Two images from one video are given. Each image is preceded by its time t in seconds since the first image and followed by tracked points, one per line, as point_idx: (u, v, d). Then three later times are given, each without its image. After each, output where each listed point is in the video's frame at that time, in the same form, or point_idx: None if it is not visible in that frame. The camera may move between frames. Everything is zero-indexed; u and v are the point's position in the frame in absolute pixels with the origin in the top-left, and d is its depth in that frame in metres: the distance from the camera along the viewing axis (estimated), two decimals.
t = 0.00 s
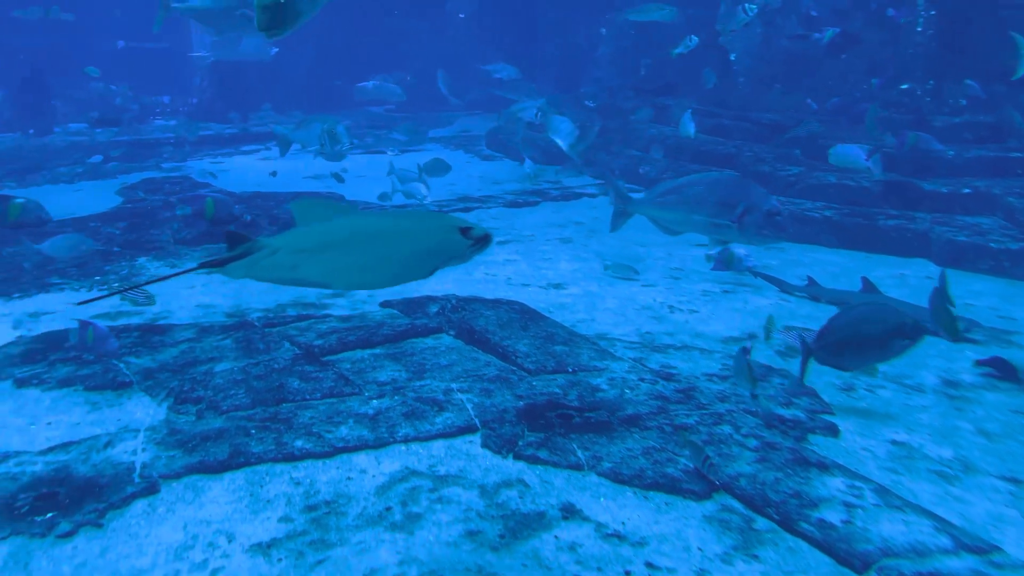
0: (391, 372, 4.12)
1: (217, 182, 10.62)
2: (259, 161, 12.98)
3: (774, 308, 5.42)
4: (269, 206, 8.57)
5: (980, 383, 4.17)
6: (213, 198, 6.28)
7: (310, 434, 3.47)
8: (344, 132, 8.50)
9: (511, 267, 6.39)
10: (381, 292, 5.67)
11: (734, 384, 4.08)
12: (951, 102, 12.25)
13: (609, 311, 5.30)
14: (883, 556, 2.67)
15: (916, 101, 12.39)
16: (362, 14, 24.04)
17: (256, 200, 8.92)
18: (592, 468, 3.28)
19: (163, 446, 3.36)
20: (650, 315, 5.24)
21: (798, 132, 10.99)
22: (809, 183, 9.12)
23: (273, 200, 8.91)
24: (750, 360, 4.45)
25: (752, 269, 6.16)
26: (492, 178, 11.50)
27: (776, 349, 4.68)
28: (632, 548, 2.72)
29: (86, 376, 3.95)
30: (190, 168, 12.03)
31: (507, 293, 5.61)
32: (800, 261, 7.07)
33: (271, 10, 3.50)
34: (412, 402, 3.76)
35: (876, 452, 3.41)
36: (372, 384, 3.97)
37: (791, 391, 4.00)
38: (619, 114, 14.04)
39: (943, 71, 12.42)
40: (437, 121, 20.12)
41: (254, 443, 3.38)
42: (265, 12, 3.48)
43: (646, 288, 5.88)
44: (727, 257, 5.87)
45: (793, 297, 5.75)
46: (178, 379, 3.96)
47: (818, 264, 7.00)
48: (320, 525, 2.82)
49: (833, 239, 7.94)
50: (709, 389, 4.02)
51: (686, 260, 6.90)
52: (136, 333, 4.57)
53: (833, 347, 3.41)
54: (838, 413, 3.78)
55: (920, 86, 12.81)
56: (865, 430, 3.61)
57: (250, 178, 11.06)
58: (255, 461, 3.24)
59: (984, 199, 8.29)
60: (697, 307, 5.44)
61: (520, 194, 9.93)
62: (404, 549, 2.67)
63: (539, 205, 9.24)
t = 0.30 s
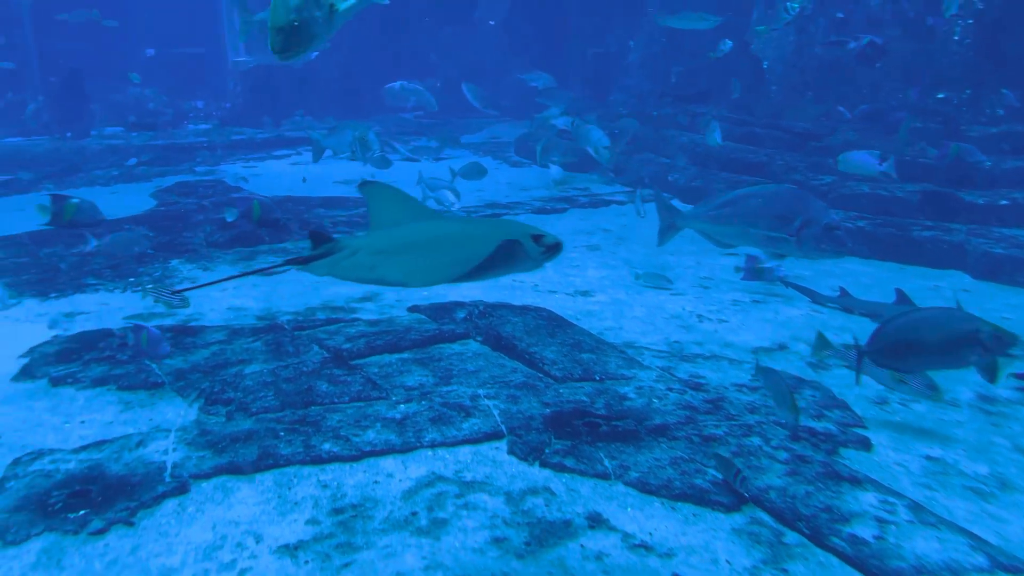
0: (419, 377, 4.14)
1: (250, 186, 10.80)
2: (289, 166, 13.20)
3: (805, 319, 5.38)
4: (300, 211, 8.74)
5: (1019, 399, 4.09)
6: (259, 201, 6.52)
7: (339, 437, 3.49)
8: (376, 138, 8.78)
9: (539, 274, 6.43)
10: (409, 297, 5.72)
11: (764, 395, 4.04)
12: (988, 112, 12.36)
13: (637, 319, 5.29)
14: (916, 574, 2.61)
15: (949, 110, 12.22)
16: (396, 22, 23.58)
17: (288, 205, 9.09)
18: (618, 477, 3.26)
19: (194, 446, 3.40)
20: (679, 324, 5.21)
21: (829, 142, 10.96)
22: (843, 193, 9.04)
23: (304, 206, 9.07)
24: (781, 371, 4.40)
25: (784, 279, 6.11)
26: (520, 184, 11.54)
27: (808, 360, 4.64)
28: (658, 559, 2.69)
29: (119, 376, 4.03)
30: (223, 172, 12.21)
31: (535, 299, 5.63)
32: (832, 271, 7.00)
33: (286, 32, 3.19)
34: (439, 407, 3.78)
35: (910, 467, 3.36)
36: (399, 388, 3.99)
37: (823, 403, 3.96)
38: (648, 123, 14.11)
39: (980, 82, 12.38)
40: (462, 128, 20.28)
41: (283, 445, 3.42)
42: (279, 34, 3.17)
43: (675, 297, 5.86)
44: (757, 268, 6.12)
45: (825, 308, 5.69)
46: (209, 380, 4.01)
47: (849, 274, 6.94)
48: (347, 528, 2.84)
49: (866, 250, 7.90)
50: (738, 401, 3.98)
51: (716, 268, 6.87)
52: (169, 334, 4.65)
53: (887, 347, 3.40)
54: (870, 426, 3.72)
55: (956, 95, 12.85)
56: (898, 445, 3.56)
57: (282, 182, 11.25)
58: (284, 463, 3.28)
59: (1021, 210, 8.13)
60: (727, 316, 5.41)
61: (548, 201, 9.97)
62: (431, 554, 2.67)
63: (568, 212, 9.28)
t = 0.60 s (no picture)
0: (447, 385, 4.16)
1: (282, 192, 11.01)
2: (319, 173, 13.43)
3: (838, 332, 5.33)
4: (331, 218, 8.89)
5: None
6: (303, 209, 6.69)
7: (367, 443, 3.52)
8: (408, 149, 9.03)
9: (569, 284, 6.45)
10: (438, 305, 5.77)
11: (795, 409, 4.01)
12: None
13: (666, 331, 5.27)
14: None
15: (987, 121, 11.98)
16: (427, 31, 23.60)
17: (321, 212, 9.25)
18: (647, 490, 3.23)
19: (225, 450, 3.45)
20: (708, 336, 5.18)
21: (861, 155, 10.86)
22: (878, 205, 8.92)
23: (335, 213, 9.23)
24: (814, 385, 4.35)
25: (816, 292, 6.05)
26: (549, 195, 11.57)
27: (841, 374, 4.58)
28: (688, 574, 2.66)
29: (152, 379, 4.11)
30: (256, 179, 12.42)
31: (563, 309, 5.65)
32: (866, 284, 6.92)
33: (300, 58, 3.19)
34: (467, 416, 3.79)
35: (946, 486, 3.29)
36: (427, 396, 4.01)
37: (856, 418, 3.91)
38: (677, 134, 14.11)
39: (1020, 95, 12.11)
40: (488, 138, 20.41)
41: (312, 450, 3.45)
42: (294, 60, 3.18)
43: (705, 309, 5.84)
44: (787, 279, 6.14)
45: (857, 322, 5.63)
46: (240, 385, 4.07)
47: (884, 288, 6.85)
48: (375, 535, 2.85)
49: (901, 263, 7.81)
50: (769, 415, 3.94)
51: (748, 280, 6.84)
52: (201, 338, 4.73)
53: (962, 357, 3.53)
54: (905, 444, 3.66)
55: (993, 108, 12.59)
56: (934, 463, 3.49)
57: (314, 190, 11.43)
58: (313, 469, 3.30)
59: None
60: (758, 329, 5.37)
61: (577, 210, 10.01)
62: (458, 563, 2.68)
63: (596, 221, 9.30)
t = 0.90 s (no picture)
0: (478, 400, 4.17)
1: (318, 206, 11.22)
2: (354, 187, 13.68)
3: (876, 354, 5.25)
4: (367, 232, 9.05)
5: None
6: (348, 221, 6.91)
7: (399, 457, 3.53)
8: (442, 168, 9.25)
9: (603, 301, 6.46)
10: (471, 319, 5.81)
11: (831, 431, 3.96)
12: None
13: (699, 349, 5.25)
14: None
15: None
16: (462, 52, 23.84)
17: (358, 225, 9.40)
18: (680, 511, 3.19)
19: (260, 460, 3.49)
20: (743, 355, 5.15)
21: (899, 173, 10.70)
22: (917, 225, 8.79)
23: (372, 227, 9.37)
24: (851, 408, 4.29)
25: (854, 312, 5.98)
26: (582, 211, 11.59)
27: (880, 397, 4.51)
28: None
29: (190, 389, 4.18)
30: (292, 193, 12.69)
31: (596, 326, 5.67)
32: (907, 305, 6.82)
33: (315, 95, 2.96)
34: (499, 432, 3.80)
35: (991, 515, 3.20)
36: (459, 411, 4.03)
37: (896, 442, 3.84)
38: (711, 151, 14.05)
39: None
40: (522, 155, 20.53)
41: (345, 463, 3.47)
42: (307, 97, 2.94)
43: (738, 327, 5.80)
44: (825, 299, 6.11)
45: (896, 343, 5.55)
46: (275, 397, 4.13)
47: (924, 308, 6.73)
48: (407, 549, 2.85)
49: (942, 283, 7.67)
50: (804, 436, 3.90)
51: (785, 299, 6.78)
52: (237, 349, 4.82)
53: None
54: (947, 470, 3.59)
55: None
56: (978, 490, 3.41)
57: (349, 204, 11.63)
58: (346, 481, 3.32)
59: None
60: (794, 348, 5.32)
61: (610, 226, 10.03)
62: None
63: (629, 237, 9.30)
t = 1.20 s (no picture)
0: (506, 421, 4.18)
1: (348, 225, 11.39)
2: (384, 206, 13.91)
3: (911, 379, 5.18)
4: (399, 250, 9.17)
5: None
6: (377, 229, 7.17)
7: (427, 477, 3.54)
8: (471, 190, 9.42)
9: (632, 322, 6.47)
10: (499, 339, 5.84)
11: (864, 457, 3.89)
12: None
13: (729, 371, 5.22)
14: None
15: None
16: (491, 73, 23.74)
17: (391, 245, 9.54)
18: (711, 537, 3.15)
19: (288, 478, 3.51)
20: (774, 378, 5.10)
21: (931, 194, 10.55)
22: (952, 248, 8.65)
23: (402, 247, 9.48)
24: (886, 434, 4.22)
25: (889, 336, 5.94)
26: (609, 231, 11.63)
27: (916, 424, 4.43)
28: None
29: (221, 405, 4.24)
30: (324, 211, 12.91)
31: (624, 348, 5.66)
32: (943, 328, 6.72)
33: (326, 135, 3.00)
34: (527, 453, 3.79)
35: None
36: (487, 431, 4.04)
37: (932, 471, 3.77)
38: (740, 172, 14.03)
39: None
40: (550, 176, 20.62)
41: (373, 482, 3.48)
42: (319, 137, 2.99)
43: (768, 349, 5.75)
44: (859, 322, 6.10)
45: (932, 367, 5.50)
46: (305, 414, 4.17)
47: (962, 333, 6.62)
48: (435, 572, 2.84)
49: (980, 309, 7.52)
50: (838, 463, 3.83)
51: (818, 323, 6.70)
52: (268, 366, 4.89)
53: None
54: (987, 500, 3.50)
55: None
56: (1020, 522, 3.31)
57: (380, 224, 11.79)
58: (374, 500, 3.33)
59: None
60: (826, 372, 5.26)
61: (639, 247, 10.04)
62: None
63: (658, 258, 9.30)
